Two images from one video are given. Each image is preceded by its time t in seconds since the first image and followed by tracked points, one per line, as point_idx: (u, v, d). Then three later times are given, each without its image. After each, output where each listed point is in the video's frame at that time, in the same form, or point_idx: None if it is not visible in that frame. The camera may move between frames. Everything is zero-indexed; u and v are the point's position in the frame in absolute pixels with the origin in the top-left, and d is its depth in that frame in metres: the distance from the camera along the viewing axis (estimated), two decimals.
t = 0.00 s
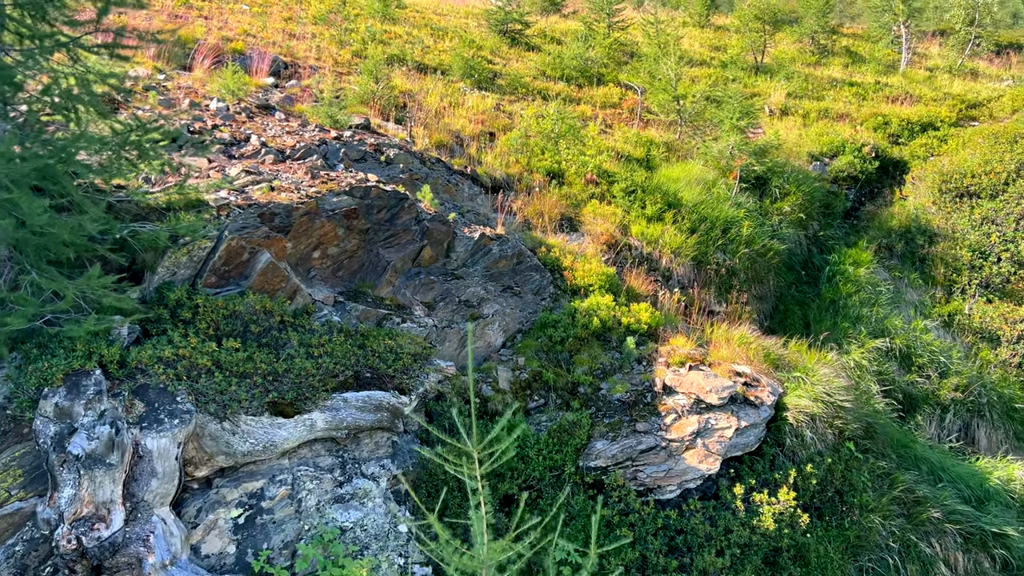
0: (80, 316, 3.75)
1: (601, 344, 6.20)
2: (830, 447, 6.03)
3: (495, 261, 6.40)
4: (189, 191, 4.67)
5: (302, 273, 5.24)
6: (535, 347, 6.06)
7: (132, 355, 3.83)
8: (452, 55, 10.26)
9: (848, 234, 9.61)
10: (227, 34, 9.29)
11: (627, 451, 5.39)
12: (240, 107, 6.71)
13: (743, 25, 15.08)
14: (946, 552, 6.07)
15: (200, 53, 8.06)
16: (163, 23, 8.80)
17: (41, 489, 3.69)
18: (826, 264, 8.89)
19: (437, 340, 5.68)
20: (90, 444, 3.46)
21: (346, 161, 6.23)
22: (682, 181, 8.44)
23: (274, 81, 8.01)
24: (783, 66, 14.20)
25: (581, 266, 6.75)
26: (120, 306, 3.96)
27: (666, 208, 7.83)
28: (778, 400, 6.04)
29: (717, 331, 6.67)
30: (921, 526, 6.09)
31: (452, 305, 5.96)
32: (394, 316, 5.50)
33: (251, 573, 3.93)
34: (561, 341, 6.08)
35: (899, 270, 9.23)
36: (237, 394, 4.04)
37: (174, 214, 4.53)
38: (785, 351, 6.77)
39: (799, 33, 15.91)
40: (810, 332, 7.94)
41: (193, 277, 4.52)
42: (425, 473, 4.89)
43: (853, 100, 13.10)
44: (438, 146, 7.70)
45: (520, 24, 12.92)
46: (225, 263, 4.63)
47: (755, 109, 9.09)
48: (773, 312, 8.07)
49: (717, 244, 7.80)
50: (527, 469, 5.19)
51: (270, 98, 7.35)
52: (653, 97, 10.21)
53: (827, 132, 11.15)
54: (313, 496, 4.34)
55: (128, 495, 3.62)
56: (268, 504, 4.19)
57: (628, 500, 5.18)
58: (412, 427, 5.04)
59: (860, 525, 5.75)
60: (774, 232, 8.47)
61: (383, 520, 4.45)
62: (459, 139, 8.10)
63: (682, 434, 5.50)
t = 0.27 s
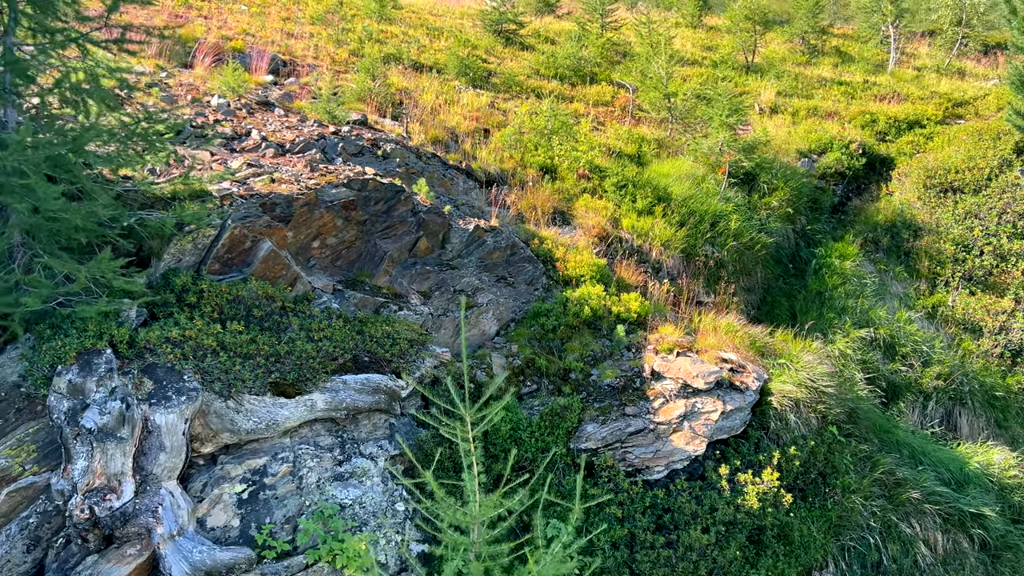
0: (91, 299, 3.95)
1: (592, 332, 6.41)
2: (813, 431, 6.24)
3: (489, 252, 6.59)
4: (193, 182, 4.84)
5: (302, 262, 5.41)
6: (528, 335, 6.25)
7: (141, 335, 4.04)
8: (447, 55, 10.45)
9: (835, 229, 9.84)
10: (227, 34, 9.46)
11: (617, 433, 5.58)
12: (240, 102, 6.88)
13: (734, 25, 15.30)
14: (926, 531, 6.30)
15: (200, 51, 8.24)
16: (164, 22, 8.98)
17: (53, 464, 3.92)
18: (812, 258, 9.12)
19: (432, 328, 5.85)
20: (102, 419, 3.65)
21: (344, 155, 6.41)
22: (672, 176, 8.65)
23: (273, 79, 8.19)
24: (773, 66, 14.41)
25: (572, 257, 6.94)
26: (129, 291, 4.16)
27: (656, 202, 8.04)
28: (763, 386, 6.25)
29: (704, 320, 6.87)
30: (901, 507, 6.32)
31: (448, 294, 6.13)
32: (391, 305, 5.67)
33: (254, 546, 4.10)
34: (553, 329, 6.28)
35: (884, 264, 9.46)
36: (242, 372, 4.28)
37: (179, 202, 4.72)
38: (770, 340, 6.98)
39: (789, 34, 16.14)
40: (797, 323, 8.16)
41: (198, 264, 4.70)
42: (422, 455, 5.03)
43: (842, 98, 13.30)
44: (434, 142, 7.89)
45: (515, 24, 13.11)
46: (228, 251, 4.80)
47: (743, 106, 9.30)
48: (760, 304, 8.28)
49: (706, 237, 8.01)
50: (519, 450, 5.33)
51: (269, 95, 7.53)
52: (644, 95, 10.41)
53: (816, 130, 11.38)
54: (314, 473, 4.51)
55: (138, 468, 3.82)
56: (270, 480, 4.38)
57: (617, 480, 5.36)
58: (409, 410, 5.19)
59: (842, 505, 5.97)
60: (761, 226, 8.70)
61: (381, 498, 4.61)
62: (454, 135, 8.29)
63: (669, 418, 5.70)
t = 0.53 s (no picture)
0: (100, 283, 4.16)
1: (583, 320, 6.61)
2: (797, 415, 6.45)
3: (483, 244, 6.77)
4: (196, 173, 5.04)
5: (301, 251, 5.59)
6: (521, 323, 6.44)
7: (148, 317, 4.25)
8: (442, 53, 10.63)
9: (821, 224, 10.07)
10: (225, 32, 9.63)
11: (607, 416, 5.78)
12: (240, 98, 7.05)
13: (725, 25, 15.51)
14: (906, 512, 6.54)
15: (200, 49, 8.41)
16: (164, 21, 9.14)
17: (63, 440, 4.09)
18: (799, 251, 9.35)
19: (428, 316, 6.02)
20: (112, 395, 3.83)
21: (341, 149, 6.59)
22: (662, 171, 8.86)
23: (272, 76, 8.37)
24: (764, 65, 14.63)
25: (564, 249, 7.15)
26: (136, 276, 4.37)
27: (646, 196, 8.25)
28: (748, 372, 6.45)
29: (692, 309, 7.08)
30: (882, 488, 6.55)
31: (443, 283, 6.29)
32: (388, 293, 5.85)
33: (257, 520, 4.29)
34: (545, 317, 6.47)
35: (869, 257, 9.69)
36: (244, 353, 4.48)
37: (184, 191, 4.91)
38: (756, 329, 7.20)
39: (780, 34, 16.36)
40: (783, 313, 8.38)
41: (201, 252, 4.86)
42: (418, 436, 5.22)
43: (831, 96, 13.50)
44: (429, 137, 8.08)
45: (509, 24, 13.29)
46: (230, 239, 4.97)
47: (732, 103, 9.51)
48: (748, 295, 8.51)
49: (695, 230, 8.22)
50: (512, 433, 5.52)
51: (268, 91, 7.71)
52: (635, 93, 10.62)
53: (804, 127, 11.59)
54: (314, 452, 4.70)
55: (146, 443, 4.01)
56: (272, 458, 4.57)
57: (606, 461, 5.56)
58: (405, 395, 5.40)
59: (824, 486, 6.19)
60: (749, 220, 8.92)
61: (379, 477, 4.77)
62: (449, 131, 8.47)
63: (657, 402, 5.90)
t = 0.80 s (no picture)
0: (108, 267, 4.37)
1: (574, 309, 6.80)
2: (782, 400, 6.66)
3: (477, 235, 6.95)
4: (198, 164, 5.22)
5: (300, 241, 5.77)
6: (514, 311, 6.62)
7: (154, 300, 4.45)
8: (437, 52, 10.82)
9: (809, 219, 10.30)
10: (224, 31, 9.80)
11: (596, 400, 5.98)
12: (239, 93, 7.23)
13: (716, 25, 15.73)
14: (887, 494, 6.77)
15: (200, 47, 8.58)
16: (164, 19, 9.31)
17: (73, 419, 4.28)
18: (786, 244, 9.59)
19: (423, 304, 6.18)
20: (121, 372, 4.03)
21: (339, 143, 6.77)
22: (652, 166, 9.06)
23: (270, 73, 8.55)
24: (754, 64, 14.85)
25: (556, 240, 7.35)
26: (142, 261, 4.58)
27: (636, 190, 8.46)
28: (735, 358, 6.66)
29: (681, 298, 7.29)
30: (864, 471, 6.78)
31: (438, 273, 6.44)
32: (384, 282, 6.02)
33: (258, 496, 4.48)
34: (537, 306, 6.66)
35: (855, 251, 9.94)
36: (247, 336, 4.69)
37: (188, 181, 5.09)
38: (743, 318, 7.42)
39: (770, 34, 16.58)
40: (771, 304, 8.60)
41: (203, 239, 5.04)
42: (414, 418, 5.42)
43: (820, 94, 13.70)
44: (425, 132, 8.26)
45: (503, 23, 13.47)
46: (232, 227, 5.16)
47: (721, 99, 9.72)
48: (736, 287, 8.74)
49: (684, 223, 8.43)
50: (505, 415, 5.72)
51: (266, 87, 7.88)
52: (627, 90, 10.82)
53: (792, 124, 11.81)
54: (313, 432, 4.87)
55: (153, 419, 4.19)
56: (273, 437, 4.76)
57: (596, 443, 5.76)
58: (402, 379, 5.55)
59: (807, 468, 6.42)
60: (737, 214, 9.15)
61: (375, 457, 4.97)
62: (444, 126, 8.66)
63: (645, 386, 6.11)
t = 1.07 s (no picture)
0: (116, 251, 4.56)
1: (565, 298, 7.00)
2: (766, 386, 6.88)
3: (471, 226, 7.14)
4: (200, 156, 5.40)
5: (298, 230, 5.95)
6: (507, 300, 6.81)
7: (159, 284, 4.62)
8: (432, 50, 11.00)
9: (796, 213, 10.53)
10: (222, 29, 9.97)
11: (586, 384, 6.19)
12: (238, 89, 7.40)
13: (706, 23, 15.92)
14: (868, 476, 7.00)
15: (199, 44, 8.75)
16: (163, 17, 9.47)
17: (81, 398, 4.44)
18: (773, 238, 9.82)
19: (418, 293, 6.35)
20: (128, 352, 4.21)
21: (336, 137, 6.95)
22: (642, 160, 9.26)
23: (268, 70, 8.72)
24: (744, 62, 15.06)
25: (548, 232, 7.55)
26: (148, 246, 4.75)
27: (626, 183, 8.67)
28: (720, 345, 6.88)
29: (669, 288, 7.49)
30: (846, 454, 7.00)
31: (433, 263, 6.62)
32: (380, 271, 6.19)
33: (259, 473, 4.67)
34: (529, 295, 6.86)
35: (841, 244, 10.18)
36: (248, 320, 4.88)
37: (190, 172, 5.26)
38: (729, 307, 7.63)
39: (760, 33, 16.78)
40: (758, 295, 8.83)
41: (205, 228, 5.23)
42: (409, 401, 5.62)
43: (808, 92, 13.88)
44: (419, 128, 8.45)
45: (496, 22, 13.65)
46: (233, 217, 5.34)
47: (709, 96, 9.93)
48: (724, 279, 8.98)
49: (673, 216, 8.64)
50: (497, 399, 5.93)
51: (264, 83, 8.06)
52: (618, 87, 11.01)
53: (781, 121, 12.03)
54: (312, 413, 5.05)
55: (158, 397, 4.37)
56: (274, 417, 4.94)
57: (585, 425, 5.97)
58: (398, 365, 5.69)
59: (791, 451, 6.64)
60: (725, 208, 9.37)
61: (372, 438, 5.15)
62: (438, 122, 8.84)
63: (633, 371, 6.30)
